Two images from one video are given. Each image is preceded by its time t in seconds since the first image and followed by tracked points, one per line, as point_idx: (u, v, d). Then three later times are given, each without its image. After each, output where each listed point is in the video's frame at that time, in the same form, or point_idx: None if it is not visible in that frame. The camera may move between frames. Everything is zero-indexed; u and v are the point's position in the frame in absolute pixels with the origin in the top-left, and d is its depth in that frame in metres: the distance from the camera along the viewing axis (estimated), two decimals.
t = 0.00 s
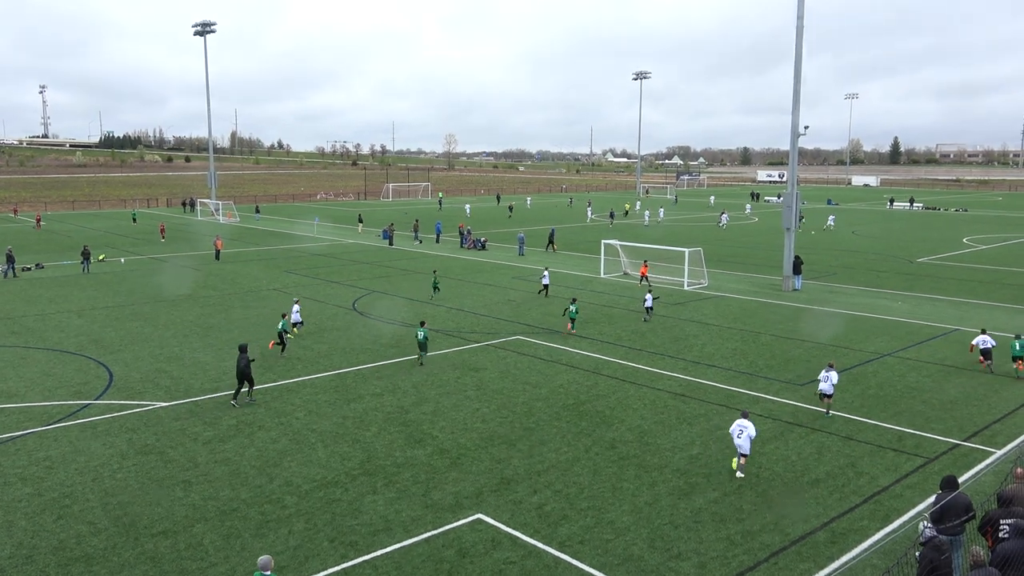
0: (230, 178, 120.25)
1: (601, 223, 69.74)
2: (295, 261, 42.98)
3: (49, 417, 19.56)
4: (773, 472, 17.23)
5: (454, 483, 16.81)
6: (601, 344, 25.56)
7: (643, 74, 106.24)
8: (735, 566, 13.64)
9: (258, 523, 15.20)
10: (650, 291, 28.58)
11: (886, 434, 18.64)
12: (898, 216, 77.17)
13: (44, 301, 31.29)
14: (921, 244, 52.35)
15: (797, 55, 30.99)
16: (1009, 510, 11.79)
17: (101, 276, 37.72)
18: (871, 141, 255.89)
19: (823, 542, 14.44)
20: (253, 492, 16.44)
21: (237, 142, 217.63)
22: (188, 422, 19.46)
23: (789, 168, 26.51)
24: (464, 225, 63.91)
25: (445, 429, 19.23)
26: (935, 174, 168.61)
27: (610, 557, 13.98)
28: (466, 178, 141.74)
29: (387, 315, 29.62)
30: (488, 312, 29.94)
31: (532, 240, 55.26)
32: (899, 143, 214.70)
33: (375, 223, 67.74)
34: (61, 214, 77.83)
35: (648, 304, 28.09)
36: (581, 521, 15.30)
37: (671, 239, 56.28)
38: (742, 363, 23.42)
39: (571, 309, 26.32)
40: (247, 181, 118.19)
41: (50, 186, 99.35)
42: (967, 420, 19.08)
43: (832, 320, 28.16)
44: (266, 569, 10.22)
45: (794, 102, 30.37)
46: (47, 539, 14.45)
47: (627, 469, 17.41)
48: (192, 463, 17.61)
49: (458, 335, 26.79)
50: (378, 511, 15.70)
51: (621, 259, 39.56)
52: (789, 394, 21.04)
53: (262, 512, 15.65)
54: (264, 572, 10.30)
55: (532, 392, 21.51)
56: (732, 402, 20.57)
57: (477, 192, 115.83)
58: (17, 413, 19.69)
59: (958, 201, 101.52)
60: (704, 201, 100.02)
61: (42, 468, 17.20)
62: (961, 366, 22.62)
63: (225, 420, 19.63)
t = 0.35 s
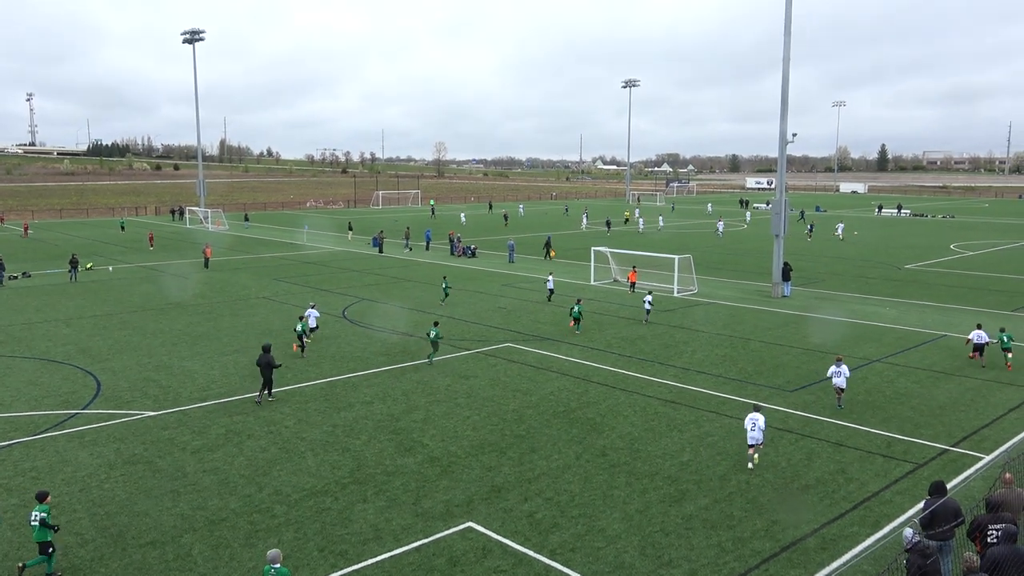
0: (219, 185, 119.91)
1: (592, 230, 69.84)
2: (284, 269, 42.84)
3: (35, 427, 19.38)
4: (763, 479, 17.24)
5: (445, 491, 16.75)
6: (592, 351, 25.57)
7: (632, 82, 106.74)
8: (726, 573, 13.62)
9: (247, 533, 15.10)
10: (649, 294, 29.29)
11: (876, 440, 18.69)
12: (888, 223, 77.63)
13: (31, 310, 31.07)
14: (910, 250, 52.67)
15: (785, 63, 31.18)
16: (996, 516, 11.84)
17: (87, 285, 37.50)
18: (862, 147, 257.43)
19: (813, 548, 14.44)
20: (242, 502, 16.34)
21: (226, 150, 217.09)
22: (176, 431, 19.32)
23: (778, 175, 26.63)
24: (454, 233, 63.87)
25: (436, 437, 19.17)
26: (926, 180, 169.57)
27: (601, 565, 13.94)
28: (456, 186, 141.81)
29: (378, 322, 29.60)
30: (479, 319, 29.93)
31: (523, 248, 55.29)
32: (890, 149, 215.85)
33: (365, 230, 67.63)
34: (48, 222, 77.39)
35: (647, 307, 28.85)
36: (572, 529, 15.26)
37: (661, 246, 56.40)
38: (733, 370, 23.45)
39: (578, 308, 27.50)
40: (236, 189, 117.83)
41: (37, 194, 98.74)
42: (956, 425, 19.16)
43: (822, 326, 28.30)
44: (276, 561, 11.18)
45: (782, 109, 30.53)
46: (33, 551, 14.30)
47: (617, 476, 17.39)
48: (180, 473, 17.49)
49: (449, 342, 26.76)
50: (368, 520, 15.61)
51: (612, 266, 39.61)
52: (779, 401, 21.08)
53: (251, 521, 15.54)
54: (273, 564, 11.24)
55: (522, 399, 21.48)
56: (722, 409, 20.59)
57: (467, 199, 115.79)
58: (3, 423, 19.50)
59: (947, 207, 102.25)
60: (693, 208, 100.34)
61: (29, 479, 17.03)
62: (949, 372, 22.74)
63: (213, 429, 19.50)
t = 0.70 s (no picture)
0: (206, 190, 119.07)
1: (583, 236, 69.61)
2: (271, 274, 42.37)
3: (14, 436, 18.90)
4: (757, 488, 16.96)
5: (434, 502, 16.39)
6: (584, 359, 25.27)
7: (624, 87, 106.69)
8: None
9: (232, 544, 14.71)
10: (651, 298, 29.59)
11: (872, 449, 18.45)
12: (880, 230, 77.70)
13: (12, 316, 30.53)
14: (903, 257, 52.60)
15: (779, 69, 31.07)
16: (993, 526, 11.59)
17: (69, 291, 36.91)
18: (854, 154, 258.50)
19: (809, 559, 14.16)
20: (226, 513, 15.94)
21: (215, 155, 216.11)
22: (159, 440, 18.89)
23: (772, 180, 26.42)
24: (444, 239, 63.45)
25: (425, 446, 18.81)
26: (917, 186, 170.43)
27: None
28: (446, 190, 141.40)
29: (367, 329, 29.19)
30: (469, 327, 29.58)
31: (513, 254, 55.01)
32: (884, 155, 216.51)
33: (353, 236, 67.18)
34: (31, 226, 76.54)
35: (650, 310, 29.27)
36: (564, 540, 14.93)
37: (652, 252, 56.19)
38: (726, 378, 23.20)
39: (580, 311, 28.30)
40: (222, 192, 117.03)
41: (20, 198, 97.72)
42: (952, 434, 18.95)
43: (816, 334, 28.06)
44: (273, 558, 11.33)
45: (776, 115, 30.39)
46: (9, 564, 13.85)
47: (610, 486, 17.07)
48: (163, 483, 17.07)
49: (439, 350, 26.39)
50: (355, 531, 15.23)
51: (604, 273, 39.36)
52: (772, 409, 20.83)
53: (235, 533, 15.14)
54: (270, 561, 11.39)
55: (513, 408, 21.15)
56: (716, 418, 20.32)
57: (457, 204, 115.46)
58: None
59: (940, 213, 102.59)
60: (684, 213, 100.27)
61: (6, 489, 16.57)
62: (945, 380, 22.55)
63: (198, 438, 19.08)
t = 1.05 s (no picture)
0: (191, 189, 117.72)
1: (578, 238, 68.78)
2: (256, 277, 41.45)
3: None
4: (764, 502, 16.17)
5: (426, 516, 15.56)
6: (582, 366, 24.47)
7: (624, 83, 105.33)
8: None
9: (210, 561, 13.86)
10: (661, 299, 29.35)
11: (883, 461, 17.67)
12: (882, 232, 76.97)
13: None
14: (908, 260, 51.83)
15: (786, 68, 30.40)
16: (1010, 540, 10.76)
17: (46, 294, 35.91)
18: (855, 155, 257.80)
19: None
20: (206, 527, 15.08)
21: (205, 155, 214.77)
22: (137, 451, 18.03)
23: (781, 181, 25.59)
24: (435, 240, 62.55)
25: (416, 458, 17.98)
26: (921, 187, 169.54)
27: None
28: (439, 189, 140.43)
29: (357, 335, 28.32)
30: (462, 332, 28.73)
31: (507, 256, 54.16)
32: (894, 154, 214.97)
33: (342, 237, 66.26)
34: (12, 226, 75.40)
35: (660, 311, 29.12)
36: (562, 556, 14.10)
37: (649, 255, 55.37)
38: (730, 387, 22.41)
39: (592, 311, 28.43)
40: (208, 192, 115.90)
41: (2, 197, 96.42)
42: (967, 445, 18.18)
43: (822, 340, 27.27)
44: (255, 563, 10.91)
45: (783, 115, 29.70)
46: None
47: (609, 499, 16.26)
48: (140, 496, 16.21)
49: (430, 357, 25.54)
50: (342, 547, 14.39)
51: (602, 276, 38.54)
52: (778, 419, 20.04)
53: (216, 549, 14.29)
54: (253, 566, 10.95)
55: (508, 417, 20.33)
56: (719, 428, 19.53)
57: (449, 205, 114.49)
58: None
59: (945, 215, 101.83)
60: (680, 214, 99.46)
61: None
62: (956, 389, 21.79)
63: (178, 449, 18.23)
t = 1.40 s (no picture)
0: (181, 187, 116.70)
1: (580, 236, 67.88)
2: (248, 278, 40.65)
3: None
4: (777, 513, 15.38)
5: (423, 528, 14.79)
6: (587, 371, 23.70)
7: (631, 74, 103.67)
8: None
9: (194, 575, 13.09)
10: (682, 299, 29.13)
11: (901, 470, 16.89)
12: (894, 229, 75.83)
13: None
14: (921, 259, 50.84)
15: (800, 63, 29.63)
16: None
17: (31, 296, 35.08)
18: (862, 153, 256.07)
19: None
20: (192, 540, 14.32)
21: (201, 153, 213.79)
22: (122, 460, 17.27)
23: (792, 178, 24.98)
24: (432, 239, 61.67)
25: (413, 467, 17.23)
26: (936, 182, 167.60)
27: None
28: (437, 186, 139.38)
29: (354, 338, 27.54)
30: (462, 336, 27.94)
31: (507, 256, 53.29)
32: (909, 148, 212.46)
33: (336, 236, 65.43)
34: None
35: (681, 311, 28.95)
36: (567, 570, 13.33)
37: (652, 254, 54.49)
38: (741, 392, 21.64)
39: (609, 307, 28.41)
40: (201, 190, 115.01)
41: None
42: (990, 454, 17.39)
43: (834, 343, 26.48)
44: (241, 567, 10.49)
45: (799, 110, 28.98)
46: None
47: (615, 511, 15.48)
48: (124, 507, 15.44)
49: (429, 361, 24.77)
50: (336, 560, 13.63)
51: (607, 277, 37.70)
52: (791, 426, 19.26)
53: (202, 562, 13.53)
54: (239, 569, 10.55)
55: (510, 425, 19.56)
56: (729, 436, 18.75)
57: (447, 202, 113.46)
58: None
59: (964, 212, 100.36)
60: (683, 212, 98.41)
61: None
62: (977, 395, 20.99)
63: (165, 458, 17.47)
